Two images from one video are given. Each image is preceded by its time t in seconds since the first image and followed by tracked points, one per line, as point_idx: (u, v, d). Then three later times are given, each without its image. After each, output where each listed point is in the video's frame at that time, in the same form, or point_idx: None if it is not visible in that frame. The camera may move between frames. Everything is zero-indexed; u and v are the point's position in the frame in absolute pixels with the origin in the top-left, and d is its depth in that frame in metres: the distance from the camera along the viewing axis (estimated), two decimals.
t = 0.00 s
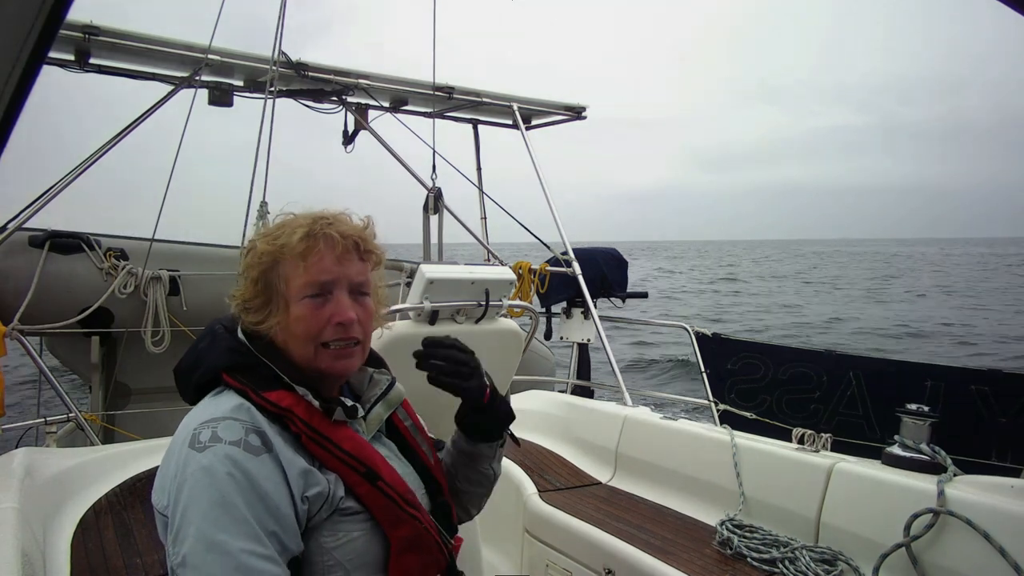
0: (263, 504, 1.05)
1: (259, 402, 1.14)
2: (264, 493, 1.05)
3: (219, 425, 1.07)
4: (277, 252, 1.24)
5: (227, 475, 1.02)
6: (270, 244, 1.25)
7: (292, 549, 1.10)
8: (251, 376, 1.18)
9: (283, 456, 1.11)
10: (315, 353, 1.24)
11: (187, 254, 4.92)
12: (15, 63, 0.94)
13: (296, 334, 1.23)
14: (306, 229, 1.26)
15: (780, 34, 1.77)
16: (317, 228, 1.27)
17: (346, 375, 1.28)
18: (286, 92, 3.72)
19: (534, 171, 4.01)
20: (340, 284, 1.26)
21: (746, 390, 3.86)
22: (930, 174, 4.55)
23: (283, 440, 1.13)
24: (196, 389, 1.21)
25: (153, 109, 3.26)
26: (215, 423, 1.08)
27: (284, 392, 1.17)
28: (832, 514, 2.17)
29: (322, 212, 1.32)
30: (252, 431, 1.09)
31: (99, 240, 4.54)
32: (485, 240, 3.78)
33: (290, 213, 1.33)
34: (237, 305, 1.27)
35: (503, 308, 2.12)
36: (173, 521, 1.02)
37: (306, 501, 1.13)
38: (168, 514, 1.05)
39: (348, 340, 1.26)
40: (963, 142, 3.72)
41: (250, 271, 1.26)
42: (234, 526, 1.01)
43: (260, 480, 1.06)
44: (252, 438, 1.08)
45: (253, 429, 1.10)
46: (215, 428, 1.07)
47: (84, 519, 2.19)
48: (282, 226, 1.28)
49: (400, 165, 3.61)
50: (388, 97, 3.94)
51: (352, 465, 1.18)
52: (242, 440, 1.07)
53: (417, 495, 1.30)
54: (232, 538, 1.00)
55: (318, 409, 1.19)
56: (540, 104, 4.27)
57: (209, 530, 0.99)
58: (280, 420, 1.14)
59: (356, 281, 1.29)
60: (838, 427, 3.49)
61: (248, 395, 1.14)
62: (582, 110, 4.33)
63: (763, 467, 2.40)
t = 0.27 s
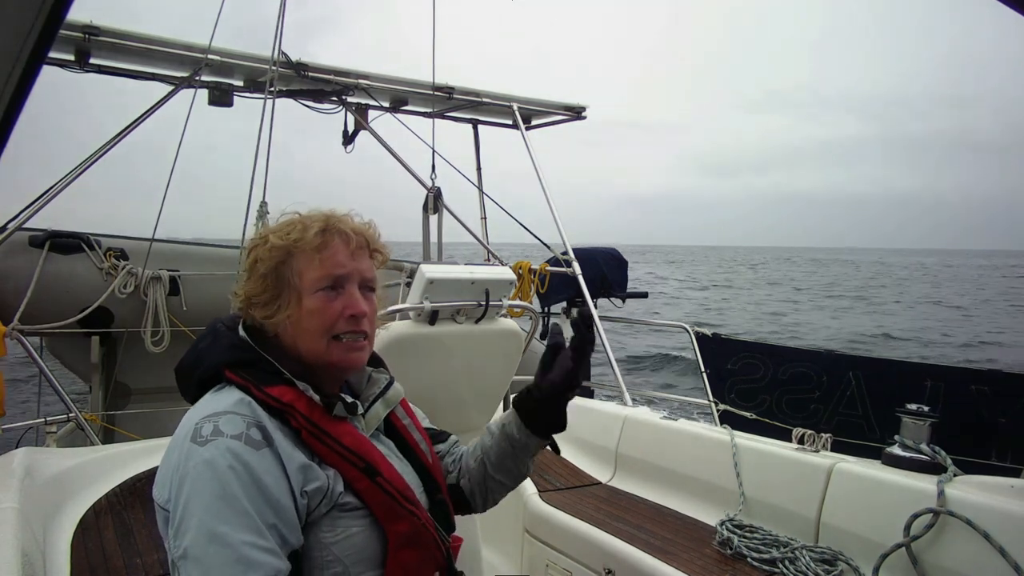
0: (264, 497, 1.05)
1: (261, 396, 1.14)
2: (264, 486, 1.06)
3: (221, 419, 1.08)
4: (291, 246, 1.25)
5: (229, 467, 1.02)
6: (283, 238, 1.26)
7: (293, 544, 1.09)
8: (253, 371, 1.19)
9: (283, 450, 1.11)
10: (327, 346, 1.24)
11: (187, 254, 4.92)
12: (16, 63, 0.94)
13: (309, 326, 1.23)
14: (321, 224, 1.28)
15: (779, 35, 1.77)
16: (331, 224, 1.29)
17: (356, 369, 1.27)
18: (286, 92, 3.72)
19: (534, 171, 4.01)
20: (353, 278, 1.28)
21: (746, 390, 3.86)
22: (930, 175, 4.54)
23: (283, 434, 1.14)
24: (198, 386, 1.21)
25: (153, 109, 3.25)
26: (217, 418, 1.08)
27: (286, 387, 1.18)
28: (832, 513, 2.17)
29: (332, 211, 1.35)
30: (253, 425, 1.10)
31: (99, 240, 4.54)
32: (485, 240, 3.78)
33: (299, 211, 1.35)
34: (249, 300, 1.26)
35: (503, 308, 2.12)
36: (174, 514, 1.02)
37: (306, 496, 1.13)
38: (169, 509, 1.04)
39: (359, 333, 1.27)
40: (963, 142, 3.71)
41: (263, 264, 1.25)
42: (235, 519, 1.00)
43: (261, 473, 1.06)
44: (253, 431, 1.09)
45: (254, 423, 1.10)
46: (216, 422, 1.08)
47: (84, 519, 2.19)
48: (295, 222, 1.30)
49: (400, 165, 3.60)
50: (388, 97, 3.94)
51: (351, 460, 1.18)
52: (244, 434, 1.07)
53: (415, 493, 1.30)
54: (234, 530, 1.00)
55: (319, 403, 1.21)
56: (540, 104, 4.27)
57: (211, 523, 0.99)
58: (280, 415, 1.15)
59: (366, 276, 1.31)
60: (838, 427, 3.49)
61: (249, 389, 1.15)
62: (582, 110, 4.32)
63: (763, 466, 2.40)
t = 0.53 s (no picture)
0: (272, 493, 1.05)
1: (272, 391, 1.14)
2: (273, 482, 1.06)
3: (232, 413, 1.08)
4: (294, 241, 1.27)
5: (239, 462, 1.02)
6: (286, 235, 1.29)
7: (299, 541, 1.09)
8: (263, 366, 1.19)
9: (293, 446, 1.11)
10: (338, 337, 1.24)
11: (187, 254, 4.92)
12: (16, 62, 0.94)
13: (319, 317, 1.24)
14: (321, 220, 1.31)
15: (778, 36, 1.77)
16: (331, 219, 1.32)
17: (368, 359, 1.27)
18: (286, 92, 3.72)
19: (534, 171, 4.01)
20: (359, 268, 1.29)
21: (746, 390, 3.86)
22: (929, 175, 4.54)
23: (293, 431, 1.14)
24: (207, 383, 1.20)
25: (153, 109, 3.25)
26: (227, 412, 1.08)
27: (296, 384, 1.18)
28: (833, 513, 2.17)
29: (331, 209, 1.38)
30: (263, 420, 1.10)
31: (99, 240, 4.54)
32: (485, 240, 3.78)
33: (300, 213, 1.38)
34: (257, 300, 1.27)
35: (503, 308, 2.13)
36: (182, 507, 1.02)
37: (314, 494, 1.13)
38: (177, 501, 1.04)
39: (368, 321, 1.28)
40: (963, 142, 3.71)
41: (269, 262, 1.27)
42: (244, 515, 1.01)
43: (270, 469, 1.06)
44: (263, 427, 1.09)
45: (264, 419, 1.10)
46: (227, 416, 1.07)
47: (84, 519, 2.19)
48: (297, 220, 1.32)
49: (400, 165, 3.61)
50: (388, 97, 3.94)
51: (360, 458, 1.19)
52: (254, 429, 1.07)
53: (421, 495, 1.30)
54: (242, 526, 1.00)
55: (331, 401, 1.22)
56: (539, 104, 4.27)
57: (220, 517, 0.99)
58: (291, 411, 1.15)
59: (370, 268, 1.33)
60: (837, 427, 3.49)
61: (260, 385, 1.15)
62: (582, 110, 4.32)
63: (763, 466, 2.40)
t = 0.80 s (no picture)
0: (278, 494, 1.05)
1: (280, 392, 1.15)
2: (280, 483, 1.06)
3: (240, 413, 1.08)
4: (312, 243, 1.27)
5: (246, 462, 1.03)
6: (304, 236, 1.28)
7: (303, 542, 1.09)
8: (272, 365, 1.19)
9: (300, 448, 1.12)
10: (350, 341, 1.25)
11: (187, 254, 4.92)
12: (16, 62, 0.94)
13: (332, 321, 1.24)
14: (341, 223, 1.30)
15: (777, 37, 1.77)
16: (350, 223, 1.32)
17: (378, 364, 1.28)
18: (286, 92, 3.72)
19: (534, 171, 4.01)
20: (374, 273, 1.29)
21: (746, 390, 3.86)
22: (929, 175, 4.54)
23: (301, 431, 1.14)
24: (216, 382, 1.21)
25: (153, 109, 3.25)
26: (236, 412, 1.08)
27: (304, 384, 1.18)
28: (833, 514, 2.17)
29: (348, 211, 1.37)
30: (271, 421, 1.10)
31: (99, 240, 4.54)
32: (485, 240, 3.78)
33: (317, 213, 1.37)
34: (270, 298, 1.27)
35: (503, 308, 2.13)
36: (187, 506, 1.02)
37: (319, 495, 1.13)
38: (182, 500, 1.04)
39: (380, 327, 1.28)
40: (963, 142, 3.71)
41: (284, 261, 1.26)
42: (249, 515, 1.01)
43: (277, 469, 1.06)
44: (271, 427, 1.09)
45: (272, 419, 1.10)
46: (236, 416, 1.07)
47: (84, 519, 2.19)
48: (315, 221, 1.31)
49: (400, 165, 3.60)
50: (388, 97, 3.94)
51: (367, 460, 1.19)
52: (262, 430, 1.08)
53: (426, 498, 1.30)
54: (247, 526, 1.00)
55: (337, 402, 1.22)
56: (540, 104, 4.27)
57: (225, 516, 0.99)
58: (299, 412, 1.16)
59: (385, 273, 1.33)
60: (837, 427, 3.49)
61: (269, 385, 1.15)
62: (582, 110, 4.32)
63: (763, 466, 2.40)
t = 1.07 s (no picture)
0: (290, 490, 1.05)
1: (296, 390, 1.16)
2: (292, 480, 1.06)
3: (255, 408, 1.09)
4: (336, 247, 1.28)
5: (260, 457, 1.03)
6: (328, 239, 1.29)
7: (312, 541, 1.09)
8: (289, 363, 1.20)
9: (312, 445, 1.12)
10: (368, 344, 1.26)
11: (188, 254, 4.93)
12: (16, 62, 0.94)
13: (352, 325, 1.25)
14: (364, 228, 1.32)
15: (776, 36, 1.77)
16: (373, 228, 1.33)
17: (394, 368, 1.30)
18: (286, 92, 3.72)
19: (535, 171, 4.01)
20: (396, 280, 1.31)
21: (746, 390, 3.86)
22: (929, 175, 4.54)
23: (314, 429, 1.15)
24: (232, 378, 1.21)
25: (153, 109, 3.25)
26: (251, 407, 1.09)
27: (320, 383, 1.20)
28: (834, 514, 2.17)
29: (372, 216, 1.39)
30: (285, 418, 1.11)
31: (99, 240, 4.54)
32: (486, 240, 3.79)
33: (340, 217, 1.39)
34: (290, 299, 1.28)
35: (502, 308, 2.13)
36: (198, 499, 1.02)
37: (329, 495, 1.13)
38: (193, 493, 1.04)
39: (399, 333, 1.30)
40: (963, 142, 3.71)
41: (307, 263, 1.28)
42: (261, 510, 1.01)
43: (289, 466, 1.06)
44: (285, 424, 1.10)
45: (286, 416, 1.11)
46: (250, 411, 1.08)
47: (85, 519, 2.19)
48: (340, 225, 1.33)
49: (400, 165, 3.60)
50: (388, 97, 3.94)
51: (378, 462, 1.20)
52: (276, 426, 1.08)
53: (434, 503, 1.30)
54: (258, 522, 1.00)
55: (351, 402, 1.23)
56: (539, 104, 4.27)
57: (237, 509, 0.99)
58: (313, 410, 1.17)
59: (406, 279, 1.34)
60: (837, 427, 3.49)
61: (285, 382, 1.16)
62: (582, 110, 4.32)
63: (763, 466, 2.40)
